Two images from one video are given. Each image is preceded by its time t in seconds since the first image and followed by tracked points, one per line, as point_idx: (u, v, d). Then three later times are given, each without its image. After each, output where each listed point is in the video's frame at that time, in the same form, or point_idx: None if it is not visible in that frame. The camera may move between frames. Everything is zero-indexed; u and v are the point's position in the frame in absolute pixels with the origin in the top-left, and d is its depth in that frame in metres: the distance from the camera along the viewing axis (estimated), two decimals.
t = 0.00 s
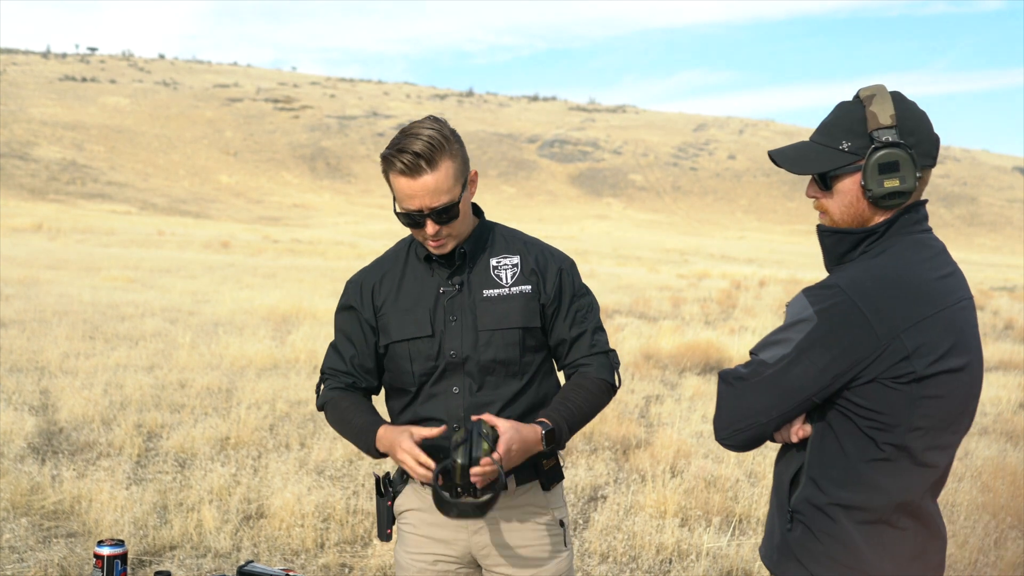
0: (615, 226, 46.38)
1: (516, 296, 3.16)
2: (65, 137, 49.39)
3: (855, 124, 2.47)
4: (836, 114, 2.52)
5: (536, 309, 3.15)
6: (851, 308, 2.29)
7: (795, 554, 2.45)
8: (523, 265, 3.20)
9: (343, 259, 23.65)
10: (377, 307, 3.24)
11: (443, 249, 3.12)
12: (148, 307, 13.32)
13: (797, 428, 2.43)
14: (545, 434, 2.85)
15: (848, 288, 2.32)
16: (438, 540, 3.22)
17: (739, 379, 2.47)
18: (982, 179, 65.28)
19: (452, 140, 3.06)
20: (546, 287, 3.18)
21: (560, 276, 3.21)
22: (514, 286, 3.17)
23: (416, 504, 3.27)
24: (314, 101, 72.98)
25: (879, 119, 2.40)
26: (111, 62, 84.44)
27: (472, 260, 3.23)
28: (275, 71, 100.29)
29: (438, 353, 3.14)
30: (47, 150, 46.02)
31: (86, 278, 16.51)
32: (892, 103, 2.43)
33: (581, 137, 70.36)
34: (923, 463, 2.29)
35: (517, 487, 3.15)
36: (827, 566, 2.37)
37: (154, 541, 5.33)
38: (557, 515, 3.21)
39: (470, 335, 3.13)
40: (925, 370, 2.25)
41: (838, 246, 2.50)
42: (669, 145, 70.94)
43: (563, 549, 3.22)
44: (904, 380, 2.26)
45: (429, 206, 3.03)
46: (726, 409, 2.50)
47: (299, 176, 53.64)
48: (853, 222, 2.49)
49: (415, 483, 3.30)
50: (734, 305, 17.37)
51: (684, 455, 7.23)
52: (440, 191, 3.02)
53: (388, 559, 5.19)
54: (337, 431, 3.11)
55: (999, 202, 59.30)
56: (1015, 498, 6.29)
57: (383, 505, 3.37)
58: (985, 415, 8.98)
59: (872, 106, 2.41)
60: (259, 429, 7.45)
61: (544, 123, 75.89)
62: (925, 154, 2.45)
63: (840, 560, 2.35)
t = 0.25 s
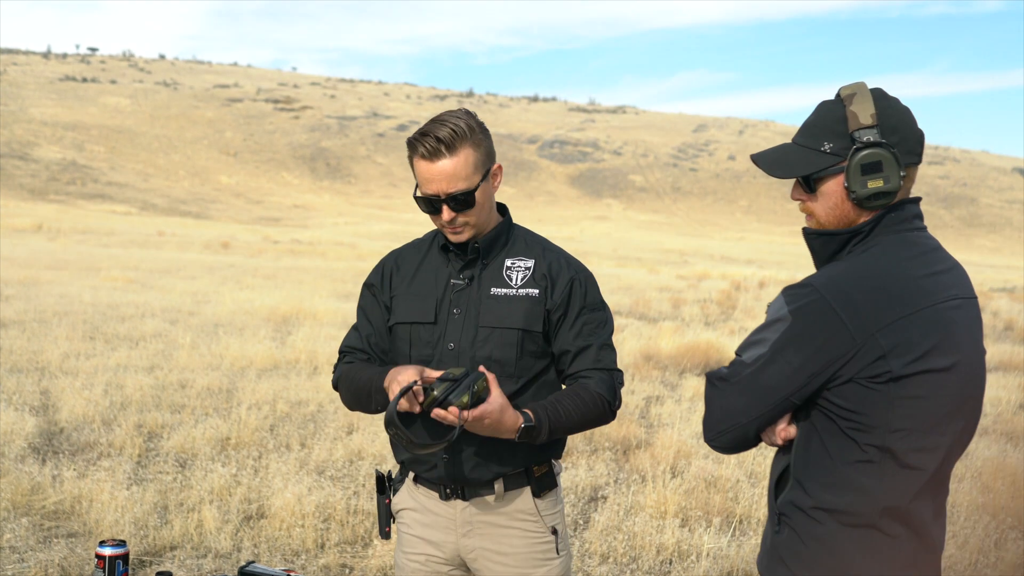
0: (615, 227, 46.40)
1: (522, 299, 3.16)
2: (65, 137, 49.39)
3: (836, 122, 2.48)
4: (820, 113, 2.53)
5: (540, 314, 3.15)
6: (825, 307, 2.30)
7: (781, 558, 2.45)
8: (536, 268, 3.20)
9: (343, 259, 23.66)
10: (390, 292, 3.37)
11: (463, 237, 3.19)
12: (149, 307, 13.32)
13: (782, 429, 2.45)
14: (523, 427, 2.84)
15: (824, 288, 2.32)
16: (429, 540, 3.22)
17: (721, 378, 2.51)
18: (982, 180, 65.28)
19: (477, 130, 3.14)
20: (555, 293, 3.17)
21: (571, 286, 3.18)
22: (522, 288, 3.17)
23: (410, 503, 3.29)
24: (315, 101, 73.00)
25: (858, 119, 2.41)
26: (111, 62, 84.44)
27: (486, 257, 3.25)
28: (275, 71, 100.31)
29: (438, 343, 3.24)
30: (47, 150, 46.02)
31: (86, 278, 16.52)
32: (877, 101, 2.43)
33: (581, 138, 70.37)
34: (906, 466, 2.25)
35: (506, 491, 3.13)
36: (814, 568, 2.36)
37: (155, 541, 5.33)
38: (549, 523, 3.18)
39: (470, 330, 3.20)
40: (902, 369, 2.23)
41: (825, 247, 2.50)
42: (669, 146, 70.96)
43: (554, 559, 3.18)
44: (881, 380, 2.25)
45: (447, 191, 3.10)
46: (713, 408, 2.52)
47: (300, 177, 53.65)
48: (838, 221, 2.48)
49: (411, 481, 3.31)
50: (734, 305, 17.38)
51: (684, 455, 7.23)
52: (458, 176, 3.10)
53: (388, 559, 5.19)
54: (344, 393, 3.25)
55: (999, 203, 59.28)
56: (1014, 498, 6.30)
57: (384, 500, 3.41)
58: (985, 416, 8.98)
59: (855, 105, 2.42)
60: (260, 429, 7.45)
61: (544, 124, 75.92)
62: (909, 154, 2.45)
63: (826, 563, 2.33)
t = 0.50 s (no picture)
0: (616, 226, 46.35)
1: (525, 298, 3.15)
2: (66, 137, 49.39)
3: (819, 120, 2.48)
4: (804, 111, 2.53)
5: (542, 314, 3.13)
6: (820, 311, 2.29)
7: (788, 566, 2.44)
8: (542, 269, 3.19)
9: (344, 259, 23.66)
10: (398, 289, 3.40)
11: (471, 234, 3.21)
12: (150, 307, 13.32)
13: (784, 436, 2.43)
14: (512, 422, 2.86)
15: (819, 291, 2.31)
16: (428, 541, 3.22)
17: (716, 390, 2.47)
18: (984, 179, 65.18)
19: (482, 124, 3.18)
20: (557, 293, 3.17)
21: (575, 289, 3.17)
22: (527, 288, 3.16)
23: (410, 502, 3.30)
24: (316, 101, 72.98)
25: (840, 116, 2.41)
26: (111, 62, 84.39)
27: (493, 257, 3.26)
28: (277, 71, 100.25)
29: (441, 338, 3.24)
30: (48, 150, 46.01)
31: (88, 278, 16.52)
32: (859, 99, 2.43)
33: (582, 137, 70.32)
34: (913, 465, 2.24)
35: (503, 492, 3.13)
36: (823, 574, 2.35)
37: (157, 540, 5.34)
38: (546, 525, 3.16)
39: (472, 328, 3.21)
40: (902, 367, 2.24)
41: (816, 247, 2.51)
42: (670, 145, 70.91)
43: (551, 561, 3.17)
44: (883, 379, 2.25)
45: (452, 183, 3.15)
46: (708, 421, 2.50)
47: (301, 176, 53.65)
48: (826, 222, 2.49)
49: (410, 480, 3.33)
50: (736, 304, 17.37)
51: (685, 455, 7.23)
52: (463, 170, 3.14)
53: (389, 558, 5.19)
54: (350, 386, 3.28)
55: (1001, 202, 59.19)
56: (1016, 497, 6.28)
57: (386, 497, 3.42)
58: (987, 415, 8.97)
59: (835, 104, 2.42)
60: (262, 429, 7.45)
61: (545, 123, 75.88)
62: (895, 150, 2.44)
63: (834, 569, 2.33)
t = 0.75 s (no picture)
0: (620, 223, 46.34)
1: (529, 293, 3.15)
2: (71, 135, 49.48)
3: (820, 118, 2.46)
4: (805, 109, 2.52)
5: (546, 308, 3.13)
6: (834, 312, 2.26)
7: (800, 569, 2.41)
8: (545, 263, 3.18)
9: (349, 256, 23.68)
10: (401, 285, 3.39)
11: (474, 231, 3.21)
12: (155, 304, 13.34)
13: (795, 439, 2.40)
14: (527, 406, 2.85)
15: (833, 291, 2.28)
16: (432, 539, 3.22)
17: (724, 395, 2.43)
18: (989, 175, 65.01)
19: (490, 120, 3.19)
20: (561, 286, 3.16)
21: (579, 282, 3.16)
22: (529, 283, 3.16)
23: (414, 500, 3.29)
24: (320, 98, 73.04)
25: (843, 114, 2.41)
26: (116, 59, 84.52)
27: (495, 252, 3.25)
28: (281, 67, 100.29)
29: (443, 335, 3.24)
30: (53, 147, 46.10)
31: (93, 275, 16.56)
32: (861, 96, 2.42)
33: (586, 134, 70.27)
34: (928, 464, 2.24)
35: (507, 490, 3.13)
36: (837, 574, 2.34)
37: (161, 537, 5.35)
38: (552, 523, 3.17)
39: (475, 324, 3.20)
40: (919, 365, 2.23)
41: (817, 246, 2.49)
42: (674, 142, 70.83)
43: (556, 557, 3.16)
44: (898, 379, 2.23)
45: (457, 179, 3.15)
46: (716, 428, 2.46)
47: (305, 173, 53.70)
48: (828, 220, 2.47)
49: (414, 478, 3.32)
50: (740, 301, 17.35)
51: (690, 451, 7.23)
52: (470, 165, 3.13)
53: (394, 555, 5.19)
54: (354, 384, 3.27)
55: (1006, 198, 59.03)
56: (1021, 494, 6.27)
57: (390, 496, 3.42)
58: (992, 412, 8.95)
59: (838, 103, 2.41)
60: (266, 426, 7.46)
61: (549, 120, 75.81)
62: (898, 147, 2.43)
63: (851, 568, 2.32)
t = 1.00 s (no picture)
0: (622, 223, 46.29)
1: (531, 291, 3.14)
2: (73, 134, 49.51)
3: (825, 119, 2.45)
4: (808, 110, 2.51)
5: (549, 306, 3.13)
6: (860, 313, 2.25)
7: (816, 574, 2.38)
8: (547, 261, 3.18)
9: (351, 256, 23.68)
10: (401, 286, 3.38)
11: (475, 229, 3.20)
12: (157, 304, 13.34)
13: (808, 444, 2.37)
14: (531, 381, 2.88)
15: (856, 293, 2.28)
16: (433, 539, 3.22)
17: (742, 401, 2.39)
18: (992, 175, 64.92)
19: (497, 120, 3.18)
20: (564, 282, 3.16)
21: (583, 279, 3.16)
22: (532, 281, 3.15)
23: (414, 501, 3.29)
24: (322, 98, 73.07)
25: (850, 115, 2.39)
26: (118, 58, 84.55)
27: (497, 251, 3.25)
28: (283, 67, 100.31)
29: (445, 335, 3.23)
30: (55, 147, 46.12)
31: (95, 275, 16.57)
32: (865, 97, 2.41)
33: (588, 134, 70.24)
34: (946, 463, 2.25)
35: (508, 490, 3.13)
36: None
37: (163, 537, 5.35)
38: (552, 522, 3.16)
39: (477, 322, 3.19)
40: (940, 367, 2.24)
41: (824, 247, 2.48)
42: (676, 141, 70.78)
43: (557, 558, 3.16)
44: (921, 379, 2.24)
45: (461, 178, 3.15)
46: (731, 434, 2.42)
47: (307, 173, 53.70)
48: (834, 222, 2.46)
49: (414, 478, 3.32)
50: (742, 301, 17.33)
51: (691, 452, 7.22)
52: (475, 164, 3.13)
53: (396, 555, 5.19)
54: (355, 390, 3.24)
55: (1009, 198, 58.94)
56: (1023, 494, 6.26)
57: (390, 497, 3.42)
58: (994, 412, 8.93)
59: (843, 103, 2.40)
60: (267, 425, 7.46)
61: (552, 120, 75.78)
62: (903, 148, 2.43)
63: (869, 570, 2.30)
